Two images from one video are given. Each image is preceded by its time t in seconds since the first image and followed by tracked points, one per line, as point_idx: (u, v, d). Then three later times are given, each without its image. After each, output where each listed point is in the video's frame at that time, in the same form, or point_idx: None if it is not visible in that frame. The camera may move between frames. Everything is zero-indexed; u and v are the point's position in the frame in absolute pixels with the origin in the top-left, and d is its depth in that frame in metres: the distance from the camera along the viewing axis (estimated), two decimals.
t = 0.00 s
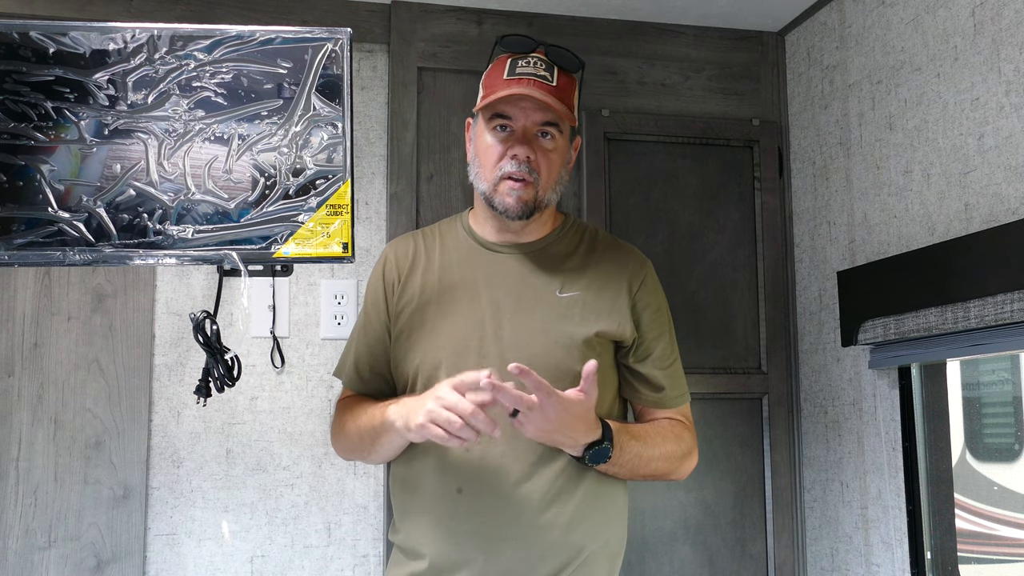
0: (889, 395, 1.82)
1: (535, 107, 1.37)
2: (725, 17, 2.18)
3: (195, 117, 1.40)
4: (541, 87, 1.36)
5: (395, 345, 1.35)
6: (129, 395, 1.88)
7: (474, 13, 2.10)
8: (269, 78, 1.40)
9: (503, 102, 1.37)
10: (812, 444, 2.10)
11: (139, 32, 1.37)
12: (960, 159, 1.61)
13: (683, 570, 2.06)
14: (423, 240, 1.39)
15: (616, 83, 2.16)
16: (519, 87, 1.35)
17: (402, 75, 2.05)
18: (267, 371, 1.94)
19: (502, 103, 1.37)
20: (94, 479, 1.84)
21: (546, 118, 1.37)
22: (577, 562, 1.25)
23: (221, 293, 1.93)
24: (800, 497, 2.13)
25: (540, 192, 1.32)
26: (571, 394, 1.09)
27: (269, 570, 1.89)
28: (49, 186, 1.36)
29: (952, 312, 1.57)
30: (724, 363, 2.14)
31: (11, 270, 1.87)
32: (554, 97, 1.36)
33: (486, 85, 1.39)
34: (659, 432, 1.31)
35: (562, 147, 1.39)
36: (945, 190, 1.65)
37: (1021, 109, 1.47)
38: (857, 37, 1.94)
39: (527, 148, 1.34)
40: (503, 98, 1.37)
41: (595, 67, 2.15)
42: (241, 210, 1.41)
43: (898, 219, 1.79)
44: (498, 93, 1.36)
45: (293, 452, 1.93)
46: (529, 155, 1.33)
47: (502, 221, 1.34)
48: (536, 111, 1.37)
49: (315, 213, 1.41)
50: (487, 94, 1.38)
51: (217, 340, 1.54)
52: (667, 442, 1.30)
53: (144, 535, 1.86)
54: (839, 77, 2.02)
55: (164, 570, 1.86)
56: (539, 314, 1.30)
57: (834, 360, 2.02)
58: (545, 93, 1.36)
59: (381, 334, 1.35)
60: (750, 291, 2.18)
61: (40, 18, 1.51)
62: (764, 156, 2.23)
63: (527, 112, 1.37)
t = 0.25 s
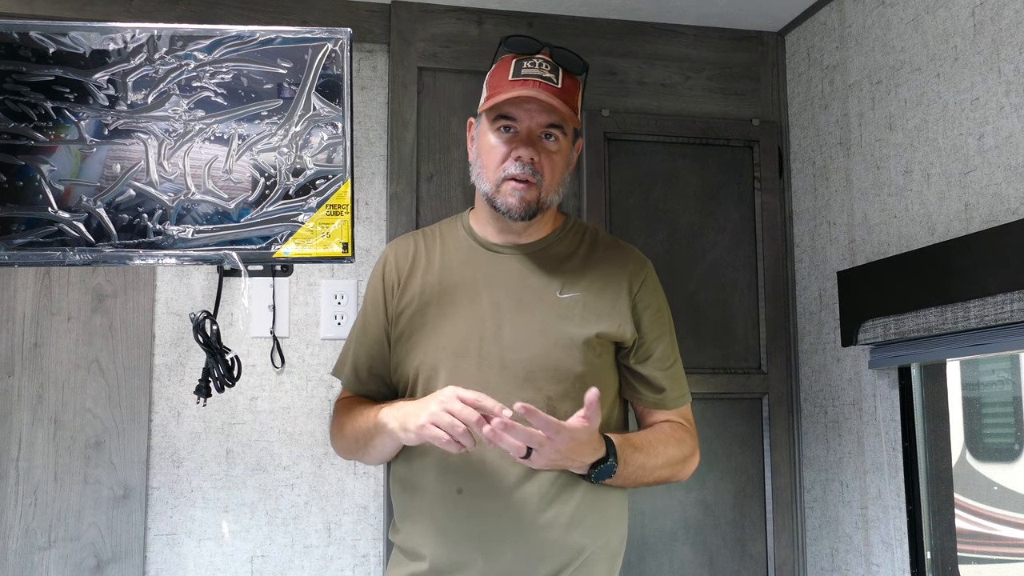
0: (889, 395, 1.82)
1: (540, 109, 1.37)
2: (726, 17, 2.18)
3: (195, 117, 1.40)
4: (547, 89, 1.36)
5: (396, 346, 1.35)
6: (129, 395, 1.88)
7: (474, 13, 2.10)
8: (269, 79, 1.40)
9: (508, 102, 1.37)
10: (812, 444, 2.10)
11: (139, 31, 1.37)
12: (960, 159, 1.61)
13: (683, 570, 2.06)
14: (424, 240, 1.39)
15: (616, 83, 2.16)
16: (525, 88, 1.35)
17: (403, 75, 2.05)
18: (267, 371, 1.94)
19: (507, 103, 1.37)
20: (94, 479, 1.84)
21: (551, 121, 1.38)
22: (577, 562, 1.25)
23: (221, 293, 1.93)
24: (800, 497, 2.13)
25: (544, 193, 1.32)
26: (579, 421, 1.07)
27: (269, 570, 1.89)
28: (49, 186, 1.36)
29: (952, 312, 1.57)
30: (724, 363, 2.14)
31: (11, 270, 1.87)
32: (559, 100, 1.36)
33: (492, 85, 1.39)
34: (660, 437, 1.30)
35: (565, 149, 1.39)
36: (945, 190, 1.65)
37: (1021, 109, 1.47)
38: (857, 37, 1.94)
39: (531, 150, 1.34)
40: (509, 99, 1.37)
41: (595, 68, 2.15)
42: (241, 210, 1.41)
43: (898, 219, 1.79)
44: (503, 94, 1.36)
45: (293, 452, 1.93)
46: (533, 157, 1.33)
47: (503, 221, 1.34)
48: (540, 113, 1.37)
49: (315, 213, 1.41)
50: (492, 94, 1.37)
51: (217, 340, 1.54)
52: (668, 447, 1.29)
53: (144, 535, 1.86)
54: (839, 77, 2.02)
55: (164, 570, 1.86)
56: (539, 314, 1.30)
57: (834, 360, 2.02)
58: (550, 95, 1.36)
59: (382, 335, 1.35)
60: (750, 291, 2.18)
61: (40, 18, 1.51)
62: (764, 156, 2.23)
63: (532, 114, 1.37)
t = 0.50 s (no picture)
0: (889, 395, 1.82)
1: (540, 107, 1.37)
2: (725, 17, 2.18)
3: (195, 117, 1.40)
4: (547, 85, 1.36)
5: (396, 346, 1.35)
6: (129, 395, 1.88)
7: (474, 13, 2.10)
8: (269, 78, 1.40)
9: (509, 101, 1.37)
10: (812, 444, 2.10)
11: (139, 31, 1.37)
12: (960, 159, 1.61)
13: (683, 570, 2.06)
14: (424, 240, 1.39)
15: (616, 83, 2.16)
16: (525, 85, 1.35)
17: (402, 76, 2.05)
18: (267, 371, 1.94)
19: (507, 102, 1.37)
20: (94, 479, 1.84)
21: (552, 118, 1.38)
22: (577, 562, 1.25)
23: (221, 293, 1.93)
24: (800, 497, 2.13)
25: (546, 190, 1.32)
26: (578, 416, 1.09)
27: (269, 570, 1.89)
28: (49, 186, 1.36)
29: (952, 312, 1.57)
30: (724, 363, 2.14)
31: (11, 270, 1.87)
32: (560, 96, 1.37)
33: (492, 84, 1.39)
34: (659, 437, 1.31)
35: (567, 146, 1.39)
36: (945, 190, 1.65)
37: (1021, 109, 1.47)
38: (857, 38, 1.94)
39: (533, 147, 1.34)
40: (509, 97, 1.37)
41: (595, 68, 2.15)
42: (241, 210, 1.41)
43: (898, 219, 1.79)
44: (503, 92, 1.36)
45: (293, 452, 1.93)
46: (535, 154, 1.33)
47: (505, 219, 1.34)
48: (541, 110, 1.37)
49: (315, 213, 1.41)
50: (493, 92, 1.38)
51: (217, 340, 1.54)
52: (667, 447, 1.30)
53: (144, 535, 1.86)
54: (839, 77, 2.02)
55: (164, 570, 1.86)
56: (540, 315, 1.30)
57: (834, 360, 2.02)
58: (551, 92, 1.36)
59: (382, 335, 1.35)
60: (750, 291, 2.18)
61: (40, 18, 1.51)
62: (764, 156, 2.23)
63: (533, 112, 1.37)
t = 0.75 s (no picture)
0: (889, 395, 1.82)
1: (543, 109, 1.37)
2: (725, 17, 2.18)
3: (195, 117, 1.40)
4: (549, 88, 1.36)
5: (397, 346, 1.35)
6: (129, 395, 1.88)
7: (474, 13, 2.10)
8: (269, 78, 1.40)
9: (511, 104, 1.37)
10: (812, 444, 2.10)
11: (139, 32, 1.37)
12: (960, 159, 1.61)
13: (683, 570, 2.06)
14: (425, 241, 1.39)
15: (616, 83, 2.16)
16: (527, 89, 1.35)
17: (403, 76, 2.05)
18: (267, 371, 1.94)
19: (509, 105, 1.37)
20: (94, 479, 1.84)
21: (555, 120, 1.38)
22: (578, 562, 1.25)
23: (221, 293, 1.93)
24: (800, 497, 2.13)
25: (550, 192, 1.32)
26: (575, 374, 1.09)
27: (269, 570, 1.89)
28: (49, 186, 1.36)
29: (952, 312, 1.57)
30: (724, 363, 2.14)
31: (11, 270, 1.87)
32: (562, 98, 1.36)
33: (492, 86, 1.39)
34: (660, 427, 1.31)
35: (570, 147, 1.39)
36: (945, 190, 1.65)
37: (1021, 109, 1.47)
38: (857, 38, 1.94)
39: (537, 149, 1.34)
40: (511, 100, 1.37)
41: (594, 68, 2.15)
42: (241, 210, 1.41)
43: (898, 219, 1.79)
44: (506, 94, 1.36)
45: (293, 452, 1.93)
46: (539, 157, 1.33)
47: (507, 221, 1.34)
48: (545, 112, 1.37)
49: (315, 213, 1.41)
50: (494, 95, 1.37)
51: (217, 340, 1.54)
52: (667, 437, 1.30)
53: (144, 535, 1.86)
54: (839, 77, 2.02)
55: (164, 570, 1.86)
56: (540, 315, 1.30)
57: (834, 360, 2.02)
58: (553, 94, 1.36)
59: (383, 336, 1.35)
60: (750, 291, 2.18)
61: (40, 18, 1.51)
62: (764, 156, 2.23)
63: (535, 113, 1.37)
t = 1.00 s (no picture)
0: (889, 395, 1.82)
1: (539, 106, 1.37)
2: (725, 17, 2.18)
3: (195, 117, 1.40)
4: (545, 85, 1.36)
5: (397, 347, 1.35)
6: (129, 395, 1.88)
7: (474, 13, 2.10)
8: (269, 78, 1.40)
9: (507, 101, 1.37)
10: (812, 444, 2.10)
11: (139, 32, 1.37)
12: (960, 159, 1.61)
13: (683, 570, 2.06)
14: (425, 241, 1.39)
15: (616, 83, 2.16)
16: (523, 86, 1.36)
17: (403, 76, 2.05)
18: (267, 371, 1.94)
19: (505, 102, 1.37)
20: (94, 479, 1.84)
21: (551, 117, 1.38)
22: (578, 562, 1.25)
23: (221, 293, 1.93)
24: (800, 497, 2.13)
25: (545, 189, 1.32)
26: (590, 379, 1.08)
27: (269, 570, 1.89)
28: (49, 186, 1.36)
29: (952, 312, 1.57)
30: (724, 363, 2.14)
31: (12, 270, 1.87)
32: (558, 96, 1.37)
33: (489, 84, 1.39)
34: (664, 427, 1.31)
35: (566, 145, 1.39)
36: (945, 190, 1.65)
37: (1021, 109, 1.47)
38: (857, 38, 1.94)
39: (532, 146, 1.34)
40: (507, 97, 1.37)
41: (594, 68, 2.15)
42: (241, 210, 1.41)
43: (898, 219, 1.79)
44: (501, 92, 1.36)
45: (293, 452, 1.93)
46: (533, 153, 1.33)
47: (503, 219, 1.34)
48: (540, 110, 1.37)
49: (315, 213, 1.41)
50: (491, 93, 1.38)
51: (217, 340, 1.54)
52: (672, 437, 1.30)
53: (144, 535, 1.86)
54: (839, 77, 2.02)
55: (164, 570, 1.86)
56: (540, 315, 1.30)
57: (834, 360, 2.02)
58: (549, 91, 1.36)
59: (383, 336, 1.35)
60: (750, 291, 2.18)
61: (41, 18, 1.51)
62: (764, 156, 2.23)
63: (531, 111, 1.37)
